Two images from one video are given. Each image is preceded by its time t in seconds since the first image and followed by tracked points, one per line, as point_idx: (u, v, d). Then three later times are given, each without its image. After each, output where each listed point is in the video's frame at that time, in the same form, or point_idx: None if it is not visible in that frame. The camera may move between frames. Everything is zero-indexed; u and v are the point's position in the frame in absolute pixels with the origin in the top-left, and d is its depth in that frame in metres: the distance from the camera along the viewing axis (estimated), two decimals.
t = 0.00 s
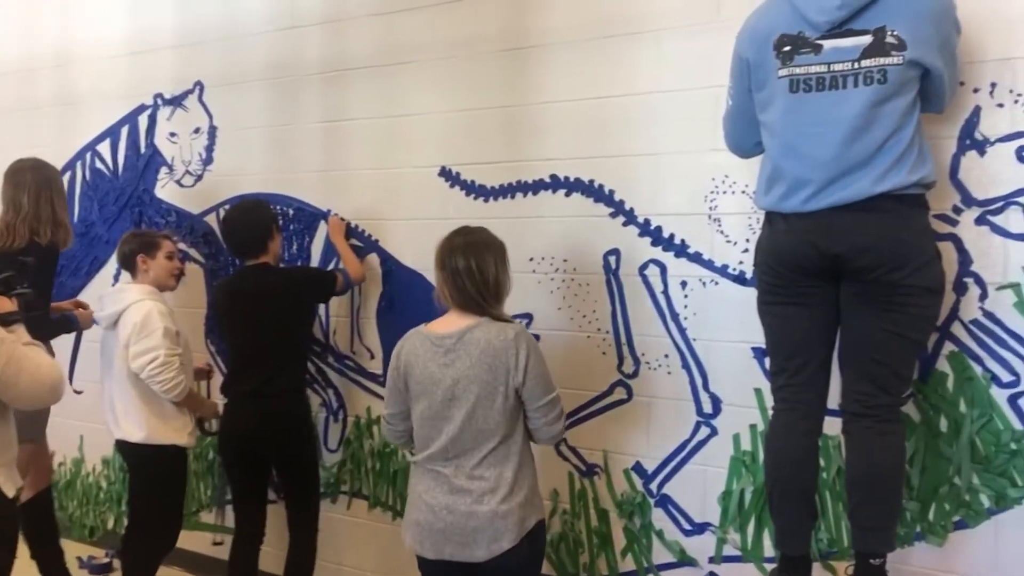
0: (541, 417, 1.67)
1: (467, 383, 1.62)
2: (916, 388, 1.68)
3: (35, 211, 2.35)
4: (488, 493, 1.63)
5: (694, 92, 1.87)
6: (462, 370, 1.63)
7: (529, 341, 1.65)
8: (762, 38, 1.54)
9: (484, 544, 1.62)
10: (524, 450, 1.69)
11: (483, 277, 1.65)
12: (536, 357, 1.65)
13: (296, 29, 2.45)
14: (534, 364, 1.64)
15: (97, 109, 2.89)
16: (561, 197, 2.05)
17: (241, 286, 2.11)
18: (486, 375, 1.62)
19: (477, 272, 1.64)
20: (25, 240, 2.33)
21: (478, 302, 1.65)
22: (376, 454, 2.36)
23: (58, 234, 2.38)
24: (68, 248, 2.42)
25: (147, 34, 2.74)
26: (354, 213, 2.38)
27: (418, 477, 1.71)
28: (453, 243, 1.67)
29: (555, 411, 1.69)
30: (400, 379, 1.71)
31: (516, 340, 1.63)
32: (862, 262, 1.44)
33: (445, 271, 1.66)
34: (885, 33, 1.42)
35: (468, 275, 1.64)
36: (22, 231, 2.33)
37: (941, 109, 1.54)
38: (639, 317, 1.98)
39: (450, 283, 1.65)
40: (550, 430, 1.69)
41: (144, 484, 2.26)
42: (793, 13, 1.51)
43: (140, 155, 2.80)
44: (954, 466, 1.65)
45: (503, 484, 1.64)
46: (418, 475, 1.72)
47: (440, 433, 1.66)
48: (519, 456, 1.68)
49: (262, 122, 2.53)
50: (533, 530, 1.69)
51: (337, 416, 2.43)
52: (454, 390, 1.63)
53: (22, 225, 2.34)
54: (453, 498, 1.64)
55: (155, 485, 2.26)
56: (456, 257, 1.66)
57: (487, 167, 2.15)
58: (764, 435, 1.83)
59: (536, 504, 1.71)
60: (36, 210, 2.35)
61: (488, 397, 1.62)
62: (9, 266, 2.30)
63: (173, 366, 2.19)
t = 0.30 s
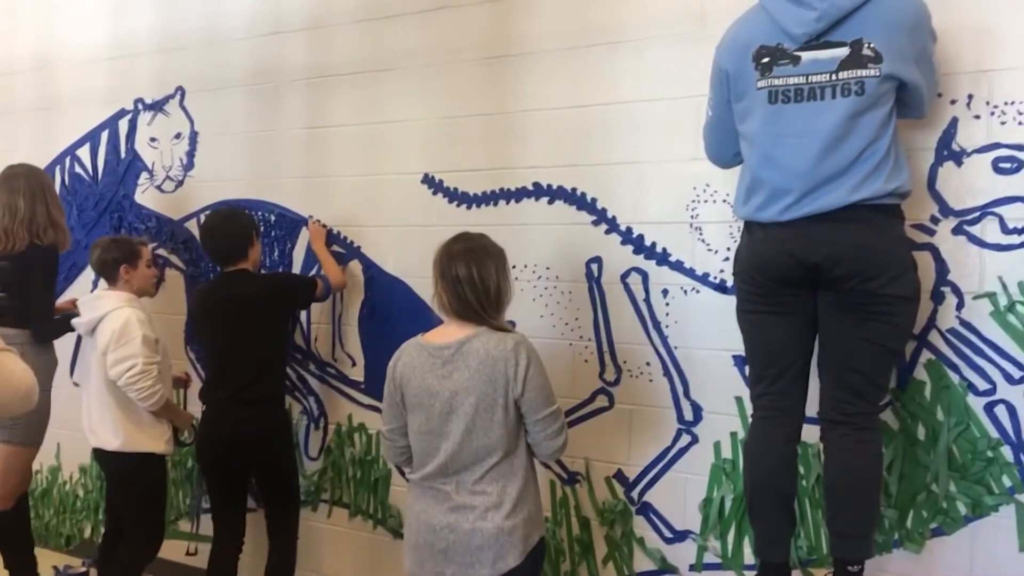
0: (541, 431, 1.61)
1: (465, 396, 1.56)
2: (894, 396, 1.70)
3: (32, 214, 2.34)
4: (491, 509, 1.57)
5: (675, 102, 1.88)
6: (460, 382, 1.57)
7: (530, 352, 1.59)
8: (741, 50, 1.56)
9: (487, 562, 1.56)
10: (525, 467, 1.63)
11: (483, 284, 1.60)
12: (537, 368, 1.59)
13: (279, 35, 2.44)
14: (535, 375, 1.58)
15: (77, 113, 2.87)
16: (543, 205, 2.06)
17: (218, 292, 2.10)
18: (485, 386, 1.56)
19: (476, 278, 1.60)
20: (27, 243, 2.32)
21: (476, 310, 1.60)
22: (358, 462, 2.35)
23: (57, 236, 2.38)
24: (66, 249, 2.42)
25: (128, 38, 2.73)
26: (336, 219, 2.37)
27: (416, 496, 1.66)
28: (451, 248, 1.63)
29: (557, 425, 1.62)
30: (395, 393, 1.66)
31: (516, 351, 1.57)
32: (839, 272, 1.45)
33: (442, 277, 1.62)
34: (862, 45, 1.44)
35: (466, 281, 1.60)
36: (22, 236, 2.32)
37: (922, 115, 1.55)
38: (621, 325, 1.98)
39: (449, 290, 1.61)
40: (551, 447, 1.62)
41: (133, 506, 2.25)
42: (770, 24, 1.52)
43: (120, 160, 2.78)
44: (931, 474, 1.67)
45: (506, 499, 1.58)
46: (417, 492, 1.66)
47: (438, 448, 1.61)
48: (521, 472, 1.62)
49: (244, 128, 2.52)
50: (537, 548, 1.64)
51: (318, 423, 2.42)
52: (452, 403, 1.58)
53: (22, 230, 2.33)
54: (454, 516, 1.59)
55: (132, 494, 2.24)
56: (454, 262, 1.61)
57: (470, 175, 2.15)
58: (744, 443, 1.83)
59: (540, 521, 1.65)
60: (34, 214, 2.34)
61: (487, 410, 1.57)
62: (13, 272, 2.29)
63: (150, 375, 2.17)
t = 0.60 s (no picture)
0: (533, 448, 1.60)
1: (460, 410, 1.55)
2: (876, 405, 1.71)
3: (23, 220, 2.33)
4: (486, 527, 1.55)
5: (660, 112, 1.89)
6: (454, 396, 1.56)
7: (527, 366, 1.58)
8: (724, 62, 1.57)
9: None
10: (518, 485, 1.62)
11: (479, 295, 1.59)
12: (533, 382, 1.58)
13: (264, 43, 2.43)
14: (531, 389, 1.57)
15: (60, 120, 2.85)
16: (529, 213, 2.06)
17: (202, 300, 2.09)
18: (480, 400, 1.55)
19: (472, 289, 1.59)
20: (21, 248, 2.31)
21: (472, 321, 1.59)
22: (342, 471, 2.34)
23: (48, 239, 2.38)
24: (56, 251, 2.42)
25: (112, 45, 2.71)
26: (322, 227, 2.36)
27: (407, 514, 1.63)
28: (445, 259, 1.62)
29: (550, 442, 1.61)
30: (385, 406, 1.64)
31: (513, 364, 1.56)
32: (820, 281, 1.46)
33: (437, 287, 1.61)
34: (844, 57, 1.45)
35: (463, 291, 1.59)
36: (14, 241, 2.31)
37: (904, 123, 1.57)
38: (606, 333, 1.99)
39: (445, 302, 1.60)
40: (542, 464, 1.61)
41: (115, 519, 2.22)
42: (753, 36, 1.54)
43: (103, 167, 2.76)
44: (913, 483, 1.68)
45: (501, 516, 1.57)
46: (409, 510, 1.64)
47: (431, 464, 1.59)
48: (515, 490, 1.61)
49: (229, 135, 2.51)
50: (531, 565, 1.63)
51: (302, 432, 2.41)
52: (445, 417, 1.56)
53: (13, 236, 2.31)
54: (448, 534, 1.57)
55: (111, 504, 2.22)
56: (449, 273, 1.60)
57: (455, 183, 2.15)
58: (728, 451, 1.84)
59: (533, 538, 1.64)
60: (25, 220, 2.33)
61: (482, 425, 1.55)
62: (12, 281, 2.27)
63: (124, 390, 2.16)
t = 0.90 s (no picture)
0: (525, 460, 1.60)
1: (453, 421, 1.54)
2: (862, 413, 1.72)
3: (15, 231, 2.39)
4: (478, 540, 1.55)
5: (648, 122, 1.90)
6: (446, 407, 1.55)
7: (520, 376, 1.58)
8: (711, 72, 1.58)
9: None
10: (509, 497, 1.62)
11: (469, 305, 1.60)
12: (526, 393, 1.58)
13: (253, 51, 2.43)
14: (524, 400, 1.57)
15: (48, 127, 2.84)
16: (517, 222, 2.07)
17: (190, 308, 2.08)
18: (473, 412, 1.55)
19: (461, 300, 1.59)
20: (20, 256, 2.38)
21: (462, 332, 1.59)
22: (330, 480, 2.33)
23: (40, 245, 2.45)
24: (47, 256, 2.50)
25: (101, 52, 2.71)
26: (310, 235, 2.36)
27: (398, 527, 1.63)
28: (434, 269, 1.62)
29: (541, 453, 1.61)
30: (376, 417, 1.63)
31: (506, 374, 1.56)
32: (806, 290, 1.47)
33: (426, 298, 1.61)
34: (830, 67, 1.47)
35: (452, 302, 1.59)
36: (11, 250, 2.37)
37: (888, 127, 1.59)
38: (594, 341, 1.99)
39: (433, 311, 1.60)
40: (532, 476, 1.61)
41: (94, 530, 2.21)
42: (739, 46, 1.55)
43: (91, 174, 2.75)
44: (900, 490, 1.68)
45: (493, 529, 1.57)
46: (399, 522, 1.63)
47: (423, 476, 1.58)
48: (506, 502, 1.61)
49: (218, 143, 2.51)
50: None
51: (290, 440, 2.40)
52: (437, 428, 1.56)
53: (9, 245, 2.37)
54: (439, 547, 1.56)
55: (96, 513, 2.21)
56: (438, 284, 1.60)
57: (444, 192, 2.16)
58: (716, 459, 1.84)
59: (524, 550, 1.64)
60: (19, 229, 2.39)
61: (475, 436, 1.55)
62: (13, 288, 2.35)
63: (107, 398, 2.14)
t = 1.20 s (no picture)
0: (513, 468, 1.60)
1: (442, 429, 1.54)
2: (851, 419, 1.72)
3: (10, 240, 2.38)
4: (466, 548, 1.55)
5: (637, 130, 1.90)
6: (435, 415, 1.55)
7: (509, 384, 1.58)
8: (700, 81, 1.58)
9: None
10: (497, 505, 1.62)
11: (458, 313, 1.59)
12: (515, 401, 1.58)
13: (242, 58, 2.43)
14: (513, 409, 1.58)
15: (36, 134, 2.82)
16: (507, 229, 2.07)
17: (178, 317, 2.07)
18: (462, 420, 1.54)
19: (451, 307, 1.59)
20: (15, 264, 2.37)
21: (451, 339, 1.59)
22: (320, 488, 2.32)
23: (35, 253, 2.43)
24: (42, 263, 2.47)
25: (90, 60, 2.70)
26: (299, 243, 2.35)
27: (386, 536, 1.62)
28: (423, 276, 1.62)
29: (529, 461, 1.61)
30: (364, 426, 1.63)
31: (495, 382, 1.56)
32: (795, 297, 1.47)
33: (416, 306, 1.60)
34: (819, 75, 1.48)
35: (442, 309, 1.58)
36: (6, 259, 2.36)
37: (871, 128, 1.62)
38: (584, 348, 1.99)
39: (423, 319, 1.59)
40: (519, 484, 1.61)
41: (82, 537, 2.20)
42: (728, 55, 1.55)
43: (79, 182, 2.74)
44: (888, 496, 1.69)
45: (481, 537, 1.57)
46: (387, 531, 1.62)
47: (411, 484, 1.58)
48: (494, 510, 1.61)
49: (207, 150, 2.50)
50: None
51: (279, 448, 2.39)
52: (427, 437, 1.55)
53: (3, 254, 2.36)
54: (427, 555, 1.55)
55: (83, 520, 2.19)
56: (427, 291, 1.60)
57: (434, 199, 2.16)
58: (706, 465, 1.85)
59: (513, 558, 1.64)
60: (13, 238, 2.38)
61: (464, 444, 1.55)
62: (10, 295, 2.35)
63: (92, 403, 2.12)
